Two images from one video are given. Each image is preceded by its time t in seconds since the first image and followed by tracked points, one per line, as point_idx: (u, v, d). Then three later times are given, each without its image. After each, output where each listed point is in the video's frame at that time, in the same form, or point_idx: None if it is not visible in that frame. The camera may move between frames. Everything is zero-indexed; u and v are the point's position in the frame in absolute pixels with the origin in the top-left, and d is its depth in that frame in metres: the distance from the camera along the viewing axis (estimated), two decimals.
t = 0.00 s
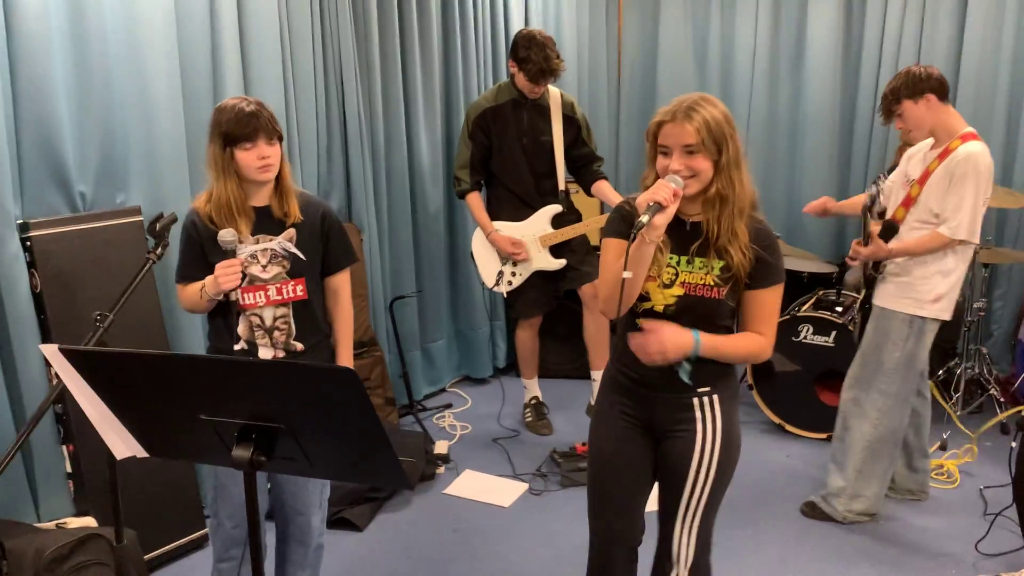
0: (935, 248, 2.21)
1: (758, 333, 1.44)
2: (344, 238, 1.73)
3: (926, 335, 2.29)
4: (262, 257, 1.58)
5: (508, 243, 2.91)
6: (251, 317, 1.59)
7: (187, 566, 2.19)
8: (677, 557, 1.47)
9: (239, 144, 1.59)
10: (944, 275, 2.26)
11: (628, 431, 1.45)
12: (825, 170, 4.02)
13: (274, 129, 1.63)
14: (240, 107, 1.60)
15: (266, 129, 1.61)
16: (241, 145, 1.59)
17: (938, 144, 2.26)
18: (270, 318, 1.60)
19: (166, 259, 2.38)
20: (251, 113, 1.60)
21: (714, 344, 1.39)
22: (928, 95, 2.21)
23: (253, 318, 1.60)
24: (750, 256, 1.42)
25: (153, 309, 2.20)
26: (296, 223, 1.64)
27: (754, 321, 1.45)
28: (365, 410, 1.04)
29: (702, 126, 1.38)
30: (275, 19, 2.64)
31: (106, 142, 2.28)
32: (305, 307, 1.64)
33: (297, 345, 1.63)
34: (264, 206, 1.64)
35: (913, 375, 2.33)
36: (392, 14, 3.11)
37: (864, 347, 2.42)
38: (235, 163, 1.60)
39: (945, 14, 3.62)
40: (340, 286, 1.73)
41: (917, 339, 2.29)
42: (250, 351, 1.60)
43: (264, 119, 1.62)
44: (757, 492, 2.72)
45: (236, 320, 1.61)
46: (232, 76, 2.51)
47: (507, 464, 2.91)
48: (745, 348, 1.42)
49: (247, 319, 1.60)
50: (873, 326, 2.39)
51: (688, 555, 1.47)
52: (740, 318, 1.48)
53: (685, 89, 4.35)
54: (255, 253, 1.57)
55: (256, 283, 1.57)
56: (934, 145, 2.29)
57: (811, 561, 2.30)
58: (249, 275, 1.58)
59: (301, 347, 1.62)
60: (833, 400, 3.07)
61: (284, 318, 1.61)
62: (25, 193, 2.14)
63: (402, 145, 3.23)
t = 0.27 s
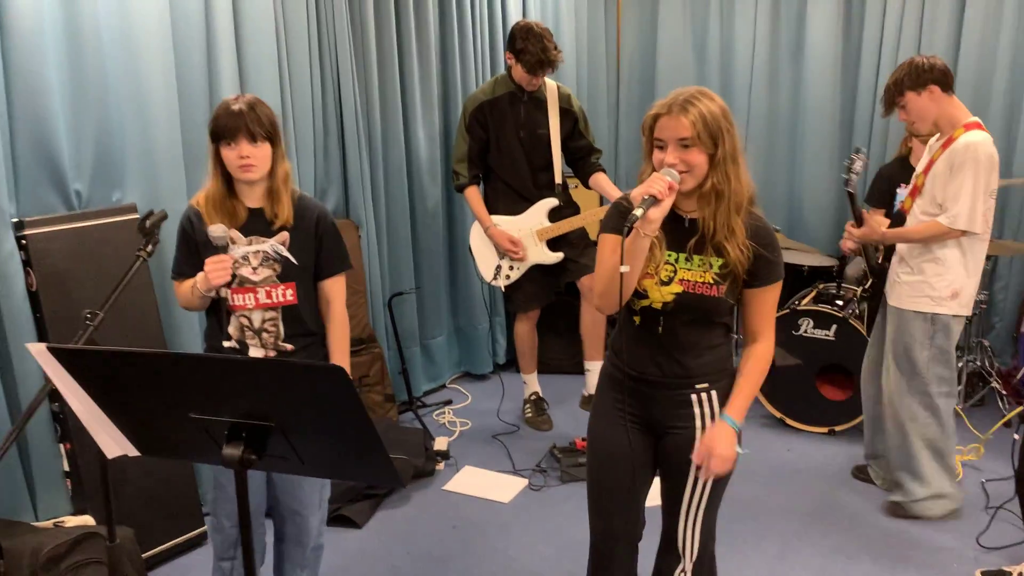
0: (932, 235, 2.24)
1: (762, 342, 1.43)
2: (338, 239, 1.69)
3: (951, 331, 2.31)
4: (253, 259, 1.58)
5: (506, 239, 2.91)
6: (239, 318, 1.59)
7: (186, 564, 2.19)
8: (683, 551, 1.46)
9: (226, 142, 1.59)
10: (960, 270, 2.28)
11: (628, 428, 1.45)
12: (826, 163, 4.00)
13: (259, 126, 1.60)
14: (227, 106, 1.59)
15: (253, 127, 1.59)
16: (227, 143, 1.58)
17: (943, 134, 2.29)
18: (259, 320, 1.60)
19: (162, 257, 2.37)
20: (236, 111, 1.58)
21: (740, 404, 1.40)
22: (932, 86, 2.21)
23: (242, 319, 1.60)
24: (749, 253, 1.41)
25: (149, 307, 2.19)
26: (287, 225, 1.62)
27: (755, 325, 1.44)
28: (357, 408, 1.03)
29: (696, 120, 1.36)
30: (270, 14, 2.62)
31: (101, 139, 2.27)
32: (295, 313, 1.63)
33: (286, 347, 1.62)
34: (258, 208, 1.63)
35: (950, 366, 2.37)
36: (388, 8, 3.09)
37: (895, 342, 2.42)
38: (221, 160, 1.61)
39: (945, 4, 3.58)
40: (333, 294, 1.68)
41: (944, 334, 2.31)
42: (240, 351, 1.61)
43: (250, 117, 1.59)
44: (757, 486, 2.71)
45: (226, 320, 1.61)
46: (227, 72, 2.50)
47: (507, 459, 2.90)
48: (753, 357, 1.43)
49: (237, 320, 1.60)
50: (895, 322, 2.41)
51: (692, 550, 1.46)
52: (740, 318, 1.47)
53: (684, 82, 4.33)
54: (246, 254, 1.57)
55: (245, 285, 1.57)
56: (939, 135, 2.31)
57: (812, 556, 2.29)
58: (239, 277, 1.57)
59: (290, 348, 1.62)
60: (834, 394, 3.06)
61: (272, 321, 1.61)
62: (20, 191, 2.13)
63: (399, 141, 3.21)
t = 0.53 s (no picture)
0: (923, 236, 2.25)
1: (754, 351, 1.46)
2: (327, 243, 1.68)
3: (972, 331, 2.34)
4: (240, 257, 1.59)
5: (501, 238, 2.93)
6: (227, 316, 1.59)
7: (183, 566, 2.19)
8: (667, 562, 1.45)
9: (212, 141, 1.58)
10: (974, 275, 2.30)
11: (620, 431, 1.45)
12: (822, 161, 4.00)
13: (246, 126, 1.58)
14: (214, 105, 1.58)
15: (240, 127, 1.58)
16: (213, 143, 1.57)
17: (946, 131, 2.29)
18: (246, 319, 1.60)
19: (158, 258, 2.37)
20: (223, 111, 1.57)
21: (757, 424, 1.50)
22: (936, 86, 2.20)
23: (230, 318, 1.60)
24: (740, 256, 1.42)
25: (145, 309, 2.19)
26: (275, 224, 1.62)
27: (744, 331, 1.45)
28: (352, 411, 1.03)
29: (686, 121, 1.38)
30: (265, 14, 2.62)
31: (96, 140, 2.26)
32: (281, 311, 1.63)
33: (273, 346, 1.63)
34: (244, 206, 1.63)
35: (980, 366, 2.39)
36: (383, 8, 3.09)
37: (923, 343, 2.43)
38: (208, 159, 1.60)
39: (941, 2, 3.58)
40: (321, 291, 1.68)
41: (967, 334, 2.34)
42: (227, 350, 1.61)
43: (237, 116, 1.58)
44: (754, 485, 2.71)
45: (214, 319, 1.61)
46: (222, 73, 2.50)
47: (504, 459, 2.90)
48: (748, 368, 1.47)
49: (225, 318, 1.61)
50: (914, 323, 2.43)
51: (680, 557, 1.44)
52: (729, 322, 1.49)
53: (680, 81, 4.34)
54: (234, 252, 1.58)
55: (232, 283, 1.58)
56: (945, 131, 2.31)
57: (808, 554, 2.29)
58: (226, 274, 1.59)
59: (276, 347, 1.63)
60: (831, 392, 3.06)
61: (259, 319, 1.61)
62: (16, 193, 2.13)
63: (396, 141, 3.21)
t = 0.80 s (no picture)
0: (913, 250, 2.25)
1: (739, 352, 1.43)
2: (303, 247, 1.68)
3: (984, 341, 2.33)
4: (215, 265, 1.58)
5: (497, 239, 2.92)
6: (202, 324, 1.59)
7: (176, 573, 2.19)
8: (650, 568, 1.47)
9: (188, 146, 1.58)
10: (988, 287, 2.28)
11: (602, 435, 1.47)
12: (814, 166, 4.02)
13: (223, 132, 1.59)
14: (191, 111, 1.58)
15: (216, 134, 1.58)
16: (188, 148, 1.59)
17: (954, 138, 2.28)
18: (222, 327, 1.59)
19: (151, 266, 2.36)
20: (200, 117, 1.58)
21: (736, 425, 1.44)
22: (941, 93, 2.21)
23: (206, 326, 1.60)
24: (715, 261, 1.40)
25: (138, 317, 2.19)
26: (252, 230, 1.61)
27: (728, 334, 1.44)
28: (345, 421, 1.04)
29: (660, 126, 1.39)
30: (258, 22, 2.62)
31: (89, 149, 2.26)
32: (259, 317, 1.63)
33: (250, 353, 1.64)
34: (220, 213, 1.63)
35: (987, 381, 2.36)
36: (376, 15, 3.10)
37: (926, 351, 2.44)
38: (184, 165, 1.61)
39: (931, 7, 3.59)
40: (297, 298, 1.67)
41: (976, 346, 2.34)
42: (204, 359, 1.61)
43: (214, 123, 1.58)
44: (748, 489, 2.73)
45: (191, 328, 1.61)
46: (215, 80, 2.50)
47: (498, 465, 2.90)
48: (734, 371, 1.44)
49: (200, 327, 1.60)
50: (922, 331, 2.44)
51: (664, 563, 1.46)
52: (716, 324, 1.48)
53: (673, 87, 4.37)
54: (207, 260, 1.57)
55: (207, 291, 1.57)
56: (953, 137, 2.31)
57: (801, 558, 2.30)
58: (201, 283, 1.57)
59: (254, 356, 1.63)
60: (824, 397, 3.08)
61: (235, 327, 1.61)
62: (8, 202, 2.13)
63: (389, 147, 3.22)
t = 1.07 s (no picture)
0: (914, 273, 2.26)
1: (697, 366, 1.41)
2: (276, 260, 1.71)
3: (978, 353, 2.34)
4: (190, 283, 1.60)
5: (493, 247, 2.91)
6: (179, 344, 1.60)
7: None
8: None
9: (162, 161, 1.58)
10: (982, 300, 2.28)
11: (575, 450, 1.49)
12: (807, 176, 4.04)
13: (200, 147, 1.61)
14: (166, 126, 1.59)
15: (191, 149, 1.59)
16: (162, 163, 1.58)
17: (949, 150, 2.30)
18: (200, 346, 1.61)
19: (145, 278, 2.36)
20: (176, 131, 1.58)
21: (694, 440, 1.42)
22: (937, 105, 2.23)
23: (183, 346, 1.61)
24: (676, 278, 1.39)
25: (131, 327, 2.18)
26: (225, 247, 1.63)
27: (684, 352, 1.41)
28: (338, 434, 1.04)
29: (627, 143, 1.39)
30: (252, 31, 2.62)
31: (83, 159, 2.26)
32: (237, 334, 1.66)
33: (227, 372, 1.65)
34: (192, 230, 1.63)
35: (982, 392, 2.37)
36: (371, 25, 3.11)
37: (922, 361, 2.46)
38: (157, 181, 1.61)
39: (922, 18, 3.62)
40: (273, 312, 1.72)
41: (969, 357, 2.35)
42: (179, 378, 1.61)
43: (191, 138, 1.60)
44: (741, 500, 2.73)
45: (166, 348, 1.62)
46: (209, 90, 2.50)
47: (493, 476, 2.90)
48: (690, 385, 1.42)
49: (177, 346, 1.61)
50: (918, 345, 2.45)
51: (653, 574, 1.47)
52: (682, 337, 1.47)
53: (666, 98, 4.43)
54: (182, 278, 1.59)
55: (184, 311, 1.58)
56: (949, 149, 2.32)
57: (795, 568, 2.31)
58: (177, 303, 1.59)
59: (231, 375, 1.64)
60: (817, 406, 3.09)
61: (214, 345, 1.62)
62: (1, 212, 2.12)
63: (383, 156, 3.22)
